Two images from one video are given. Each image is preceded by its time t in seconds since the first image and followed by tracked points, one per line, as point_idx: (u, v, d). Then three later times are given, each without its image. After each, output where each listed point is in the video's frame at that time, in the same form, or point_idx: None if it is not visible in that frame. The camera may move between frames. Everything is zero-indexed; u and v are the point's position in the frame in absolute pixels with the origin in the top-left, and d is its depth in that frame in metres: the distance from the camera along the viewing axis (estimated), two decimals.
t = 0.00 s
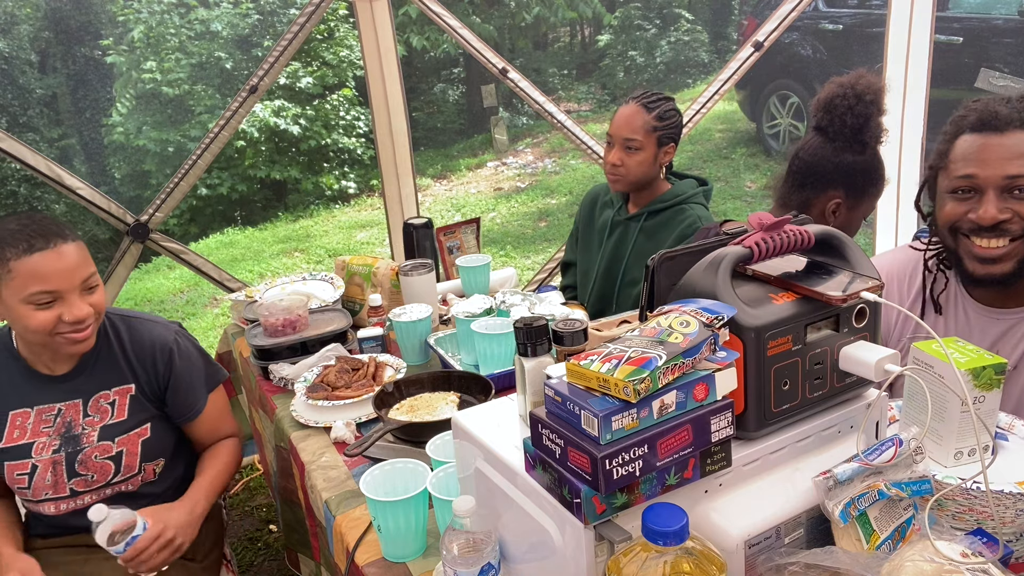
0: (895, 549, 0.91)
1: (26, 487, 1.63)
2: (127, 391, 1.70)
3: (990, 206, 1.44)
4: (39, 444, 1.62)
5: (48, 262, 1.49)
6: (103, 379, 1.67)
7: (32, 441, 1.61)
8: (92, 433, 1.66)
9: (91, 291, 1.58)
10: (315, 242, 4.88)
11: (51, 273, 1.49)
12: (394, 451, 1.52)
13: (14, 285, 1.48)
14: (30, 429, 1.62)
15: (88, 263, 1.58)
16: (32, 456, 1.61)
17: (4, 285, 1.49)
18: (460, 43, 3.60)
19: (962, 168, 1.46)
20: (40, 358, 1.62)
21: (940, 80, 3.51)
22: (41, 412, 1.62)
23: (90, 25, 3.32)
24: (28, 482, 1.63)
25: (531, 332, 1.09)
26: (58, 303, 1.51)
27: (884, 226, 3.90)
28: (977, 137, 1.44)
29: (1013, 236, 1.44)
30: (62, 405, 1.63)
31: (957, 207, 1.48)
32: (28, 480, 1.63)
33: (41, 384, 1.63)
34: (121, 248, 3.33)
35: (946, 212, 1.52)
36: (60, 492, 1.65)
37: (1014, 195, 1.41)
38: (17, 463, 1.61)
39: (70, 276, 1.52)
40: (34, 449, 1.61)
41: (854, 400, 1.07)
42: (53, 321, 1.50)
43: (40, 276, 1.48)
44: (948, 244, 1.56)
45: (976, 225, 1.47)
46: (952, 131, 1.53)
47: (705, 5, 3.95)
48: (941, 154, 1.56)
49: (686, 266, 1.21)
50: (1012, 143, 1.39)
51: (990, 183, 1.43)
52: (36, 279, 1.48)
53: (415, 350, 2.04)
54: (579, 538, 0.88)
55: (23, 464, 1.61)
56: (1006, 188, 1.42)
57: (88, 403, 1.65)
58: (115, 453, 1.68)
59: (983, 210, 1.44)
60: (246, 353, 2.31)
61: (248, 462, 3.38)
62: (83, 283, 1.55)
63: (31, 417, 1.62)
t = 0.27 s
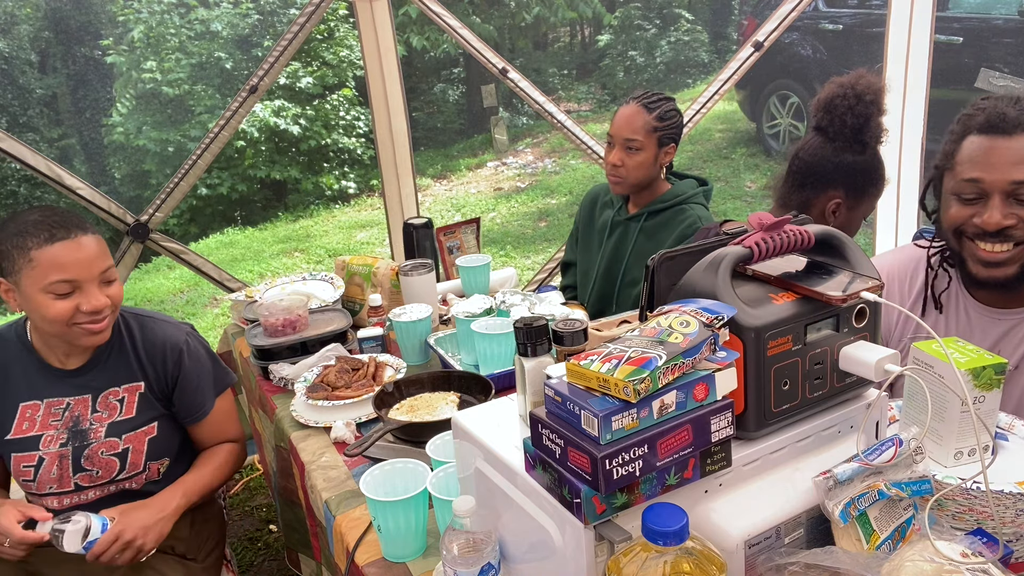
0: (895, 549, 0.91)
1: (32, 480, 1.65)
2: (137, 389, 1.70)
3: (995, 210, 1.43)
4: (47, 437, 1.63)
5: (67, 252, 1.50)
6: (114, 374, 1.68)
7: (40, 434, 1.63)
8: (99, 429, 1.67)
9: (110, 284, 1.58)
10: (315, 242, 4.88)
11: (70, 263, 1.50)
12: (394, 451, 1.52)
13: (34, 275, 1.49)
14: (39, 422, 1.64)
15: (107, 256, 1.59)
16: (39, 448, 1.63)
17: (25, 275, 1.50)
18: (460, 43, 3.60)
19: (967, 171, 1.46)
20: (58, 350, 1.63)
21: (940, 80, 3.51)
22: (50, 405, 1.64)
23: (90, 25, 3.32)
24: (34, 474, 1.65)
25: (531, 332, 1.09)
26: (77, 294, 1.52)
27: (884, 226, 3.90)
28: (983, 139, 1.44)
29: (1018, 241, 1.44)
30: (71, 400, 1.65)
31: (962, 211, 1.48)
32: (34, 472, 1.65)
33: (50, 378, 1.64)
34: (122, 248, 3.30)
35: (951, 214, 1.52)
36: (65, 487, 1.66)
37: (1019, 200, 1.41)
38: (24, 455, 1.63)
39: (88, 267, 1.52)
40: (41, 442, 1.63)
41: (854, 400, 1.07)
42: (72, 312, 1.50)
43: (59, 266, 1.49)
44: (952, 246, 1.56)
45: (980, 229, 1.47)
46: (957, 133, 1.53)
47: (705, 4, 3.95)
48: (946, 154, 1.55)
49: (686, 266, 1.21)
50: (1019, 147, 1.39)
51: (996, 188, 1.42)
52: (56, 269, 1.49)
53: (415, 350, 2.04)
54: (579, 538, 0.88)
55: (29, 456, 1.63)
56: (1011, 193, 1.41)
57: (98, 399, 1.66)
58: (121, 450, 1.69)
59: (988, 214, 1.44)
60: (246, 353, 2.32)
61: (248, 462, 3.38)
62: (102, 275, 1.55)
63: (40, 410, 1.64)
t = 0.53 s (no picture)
0: (895, 549, 0.91)
1: (37, 477, 1.64)
2: (144, 387, 1.70)
3: (994, 219, 1.43)
4: (54, 434, 1.63)
5: (91, 244, 1.52)
6: (122, 370, 1.68)
7: (48, 431, 1.63)
8: (107, 426, 1.67)
9: (129, 278, 1.60)
10: (315, 241, 4.88)
11: (93, 255, 1.52)
12: (394, 451, 1.52)
13: (57, 267, 1.50)
14: (46, 419, 1.64)
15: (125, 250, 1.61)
16: (46, 445, 1.63)
17: (46, 267, 1.51)
18: (460, 43, 3.59)
19: (969, 176, 1.46)
20: (70, 345, 1.63)
21: (941, 79, 3.51)
22: (58, 403, 1.64)
23: (90, 25, 3.33)
24: (40, 471, 1.64)
25: (531, 332, 1.09)
26: (99, 287, 1.54)
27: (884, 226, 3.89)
28: (991, 142, 1.43)
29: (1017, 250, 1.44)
30: (79, 397, 1.65)
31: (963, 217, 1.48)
32: (40, 469, 1.64)
33: (57, 375, 1.64)
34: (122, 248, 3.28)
35: (953, 218, 1.52)
36: (70, 484, 1.66)
37: (1020, 209, 1.40)
38: (31, 451, 1.63)
39: (111, 260, 1.55)
40: (49, 438, 1.63)
41: (853, 400, 1.07)
42: (95, 304, 1.52)
43: (84, 258, 1.51)
44: (953, 249, 1.56)
45: (980, 237, 1.47)
46: (965, 133, 1.52)
47: (705, 4, 3.95)
48: (949, 153, 1.55)
49: (686, 266, 1.21)
50: (1021, 155, 1.38)
51: (997, 197, 1.42)
52: (80, 261, 1.51)
53: (415, 350, 2.04)
54: (579, 538, 0.88)
55: (36, 452, 1.63)
56: (1012, 204, 1.41)
57: (106, 396, 1.67)
58: (128, 448, 1.69)
59: (988, 222, 1.44)
60: (246, 353, 2.32)
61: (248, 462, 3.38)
62: (124, 269, 1.57)
63: (48, 407, 1.64)
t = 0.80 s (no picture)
0: (895, 549, 0.91)
1: (41, 474, 1.65)
2: (148, 386, 1.70)
3: (996, 215, 1.43)
4: (57, 433, 1.64)
5: (89, 241, 1.51)
6: (127, 370, 1.68)
7: (52, 429, 1.64)
8: (111, 424, 1.67)
9: (128, 275, 1.59)
10: (315, 242, 4.88)
11: (92, 251, 1.51)
12: (394, 451, 1.52)
13: (55, 263, 1.50)
14: (50, 417, 1.64)
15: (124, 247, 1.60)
16: (49, 443, 1.63)
17: (45, 264, 1.51)
18: (460, 43, 3.59)
19: (971, 174, 1.46)
20: (72, 344, 1.62)
21: (940, 80, 3.51)
22: (62, 401, 1.64)
23: (90, 25, 3.33)
24: (43, 469, 1.65)
25: (531, 332, 1.09)
26: (97, 283, 1.53)
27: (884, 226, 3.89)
28: (990, 142, 1.43)
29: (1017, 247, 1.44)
30: (83, 396, 1.65)
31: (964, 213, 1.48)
32: (43, 467, 1.65)
33: (60, 374, 1.64)
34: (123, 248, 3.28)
35: (954, 217, 1.52)
36: (75, 482, 1.67)
37: (1020, 206, 1.41)
38: (34, 450, 1.63)
39: (109, 256, 1.54)
40: (52, 437, 1.64)
41: (853, 400, 1.07)
42: (93, 300, 1.51)
43: (81, 254, 1.50)
44: (953, 248, 1.56)
45: (981, 234, 1.47)
46: (962, 134, 1.52)
47: (705, 4, 3.95)
48: (949, 153, 1.55)
49: (687, 266, 1.21)
50: (1021, 153, 1.39)
51: (998, 193, 1.42)
52: (78, 257, 1.50)
53: (415, 350, 2.04)
54: (579, 538, 0.88)
55: (39, 450, 1.63)
56: (1014, 199, 1.41)
57: (110, 395, 1.67)
58: (131, 447, 1.69)
59: (989, 219, 1.44)
60: (246, 353, 2.32)
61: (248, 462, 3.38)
62: (122, 265, 1.56)
63: (52, 406, 1.64)
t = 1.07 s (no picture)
0: (895, 549, 0.91)
1: (41, 475, 1.64)
2: (144, 382, 1.70)
3: (998, 211, 1.44)
4: (56, 432, 1.64)
5: (63, 236, 1.51)
6: (121, 371, 1.68)
7: (50, 429, 1.64)
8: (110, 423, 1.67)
9: (108, 270, 1.57)
10: (315, 242, 4.88)
11: (65, 246, 1.50)
12: (394, 451, 1.52)
13: (32, 259, 1.50)
14: (49, 417, 1.64)
15: (106, 243, 1.58)
16: (48, 443, 1.63)
17: (24, 262, 1.51)
18: (460, 43, 3.59)
19: (971, 170, 1.46)
20: (66, 343, 1.63)
21: (940, 80, 3.50)
22: (61, 401, 1.65)
23: (90, 25, 3.34)
24: (43, 470, 1.64)
25: (531, 332, 1.09)
26: (72, 279, 1.51)
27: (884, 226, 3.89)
28: (990, 139, 1.43)
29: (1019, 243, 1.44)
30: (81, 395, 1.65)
31: (966, 210, 1.48)
32: (43, 467, 1.64)
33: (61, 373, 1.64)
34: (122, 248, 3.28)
35: (955, 215, 1.52)
36: (75, 481, 1.66)
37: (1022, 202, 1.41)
38: (34, 449, 1.63)
39: (83, 251, 1.52)
40: (51, 437, 1.64)
41: (853, 400, 1.07)
42: (67, 296, 1.50)
43: (53, 249, 1.50)
44: (953, 246, 1.56)
45: (983, 231, 1.47)
46: (961, 133, 1.53)
47: (705, 4, 3.95)
48: (949, 152, 1.55)
49: (687, 266, 1.21)
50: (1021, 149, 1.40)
51: (1000, 187, 1.43)
52: (51, 252, 1.50)
53: (415, 350, 2.04)
54: (579, 538, 0.88)
55: (39, 450, 1.63)
56: (1016, 194, 1.42)
57: (108, 393, 1.67)
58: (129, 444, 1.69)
59: (991, 214, 1.44)
60: (246, 353, 2.32)
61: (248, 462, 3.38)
62: (98, 261, 1.55)
63: (51, 406, 1.64)
